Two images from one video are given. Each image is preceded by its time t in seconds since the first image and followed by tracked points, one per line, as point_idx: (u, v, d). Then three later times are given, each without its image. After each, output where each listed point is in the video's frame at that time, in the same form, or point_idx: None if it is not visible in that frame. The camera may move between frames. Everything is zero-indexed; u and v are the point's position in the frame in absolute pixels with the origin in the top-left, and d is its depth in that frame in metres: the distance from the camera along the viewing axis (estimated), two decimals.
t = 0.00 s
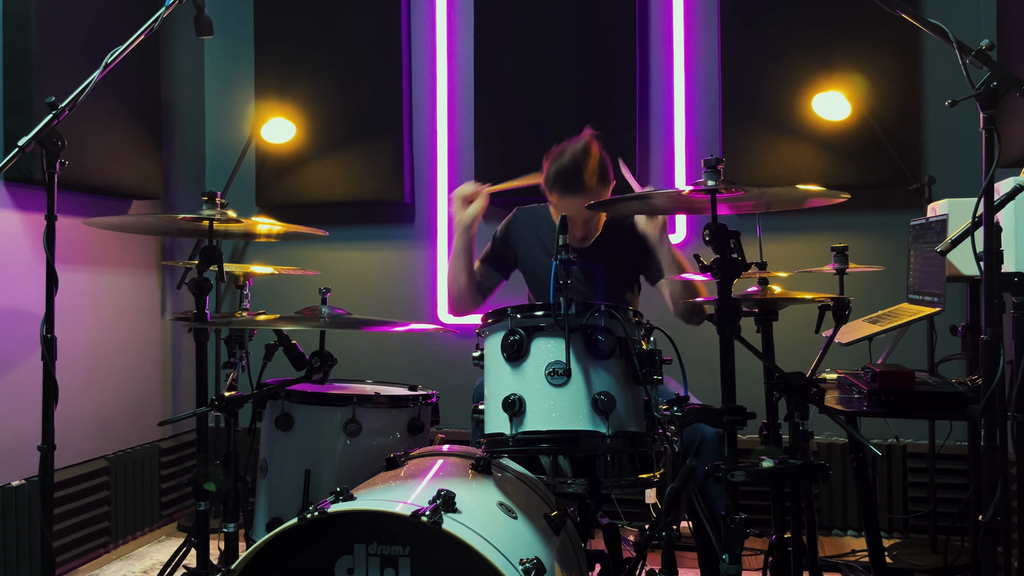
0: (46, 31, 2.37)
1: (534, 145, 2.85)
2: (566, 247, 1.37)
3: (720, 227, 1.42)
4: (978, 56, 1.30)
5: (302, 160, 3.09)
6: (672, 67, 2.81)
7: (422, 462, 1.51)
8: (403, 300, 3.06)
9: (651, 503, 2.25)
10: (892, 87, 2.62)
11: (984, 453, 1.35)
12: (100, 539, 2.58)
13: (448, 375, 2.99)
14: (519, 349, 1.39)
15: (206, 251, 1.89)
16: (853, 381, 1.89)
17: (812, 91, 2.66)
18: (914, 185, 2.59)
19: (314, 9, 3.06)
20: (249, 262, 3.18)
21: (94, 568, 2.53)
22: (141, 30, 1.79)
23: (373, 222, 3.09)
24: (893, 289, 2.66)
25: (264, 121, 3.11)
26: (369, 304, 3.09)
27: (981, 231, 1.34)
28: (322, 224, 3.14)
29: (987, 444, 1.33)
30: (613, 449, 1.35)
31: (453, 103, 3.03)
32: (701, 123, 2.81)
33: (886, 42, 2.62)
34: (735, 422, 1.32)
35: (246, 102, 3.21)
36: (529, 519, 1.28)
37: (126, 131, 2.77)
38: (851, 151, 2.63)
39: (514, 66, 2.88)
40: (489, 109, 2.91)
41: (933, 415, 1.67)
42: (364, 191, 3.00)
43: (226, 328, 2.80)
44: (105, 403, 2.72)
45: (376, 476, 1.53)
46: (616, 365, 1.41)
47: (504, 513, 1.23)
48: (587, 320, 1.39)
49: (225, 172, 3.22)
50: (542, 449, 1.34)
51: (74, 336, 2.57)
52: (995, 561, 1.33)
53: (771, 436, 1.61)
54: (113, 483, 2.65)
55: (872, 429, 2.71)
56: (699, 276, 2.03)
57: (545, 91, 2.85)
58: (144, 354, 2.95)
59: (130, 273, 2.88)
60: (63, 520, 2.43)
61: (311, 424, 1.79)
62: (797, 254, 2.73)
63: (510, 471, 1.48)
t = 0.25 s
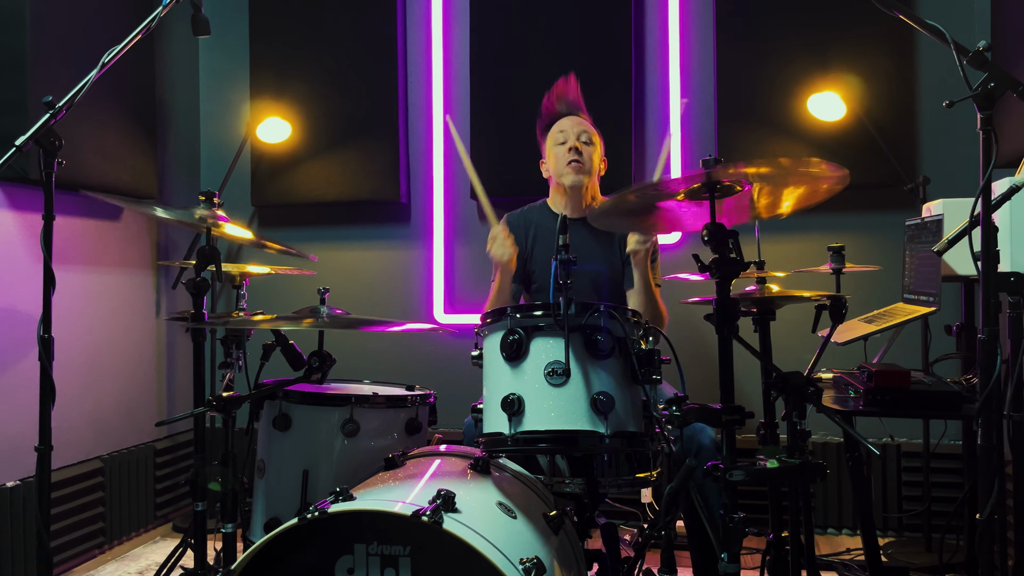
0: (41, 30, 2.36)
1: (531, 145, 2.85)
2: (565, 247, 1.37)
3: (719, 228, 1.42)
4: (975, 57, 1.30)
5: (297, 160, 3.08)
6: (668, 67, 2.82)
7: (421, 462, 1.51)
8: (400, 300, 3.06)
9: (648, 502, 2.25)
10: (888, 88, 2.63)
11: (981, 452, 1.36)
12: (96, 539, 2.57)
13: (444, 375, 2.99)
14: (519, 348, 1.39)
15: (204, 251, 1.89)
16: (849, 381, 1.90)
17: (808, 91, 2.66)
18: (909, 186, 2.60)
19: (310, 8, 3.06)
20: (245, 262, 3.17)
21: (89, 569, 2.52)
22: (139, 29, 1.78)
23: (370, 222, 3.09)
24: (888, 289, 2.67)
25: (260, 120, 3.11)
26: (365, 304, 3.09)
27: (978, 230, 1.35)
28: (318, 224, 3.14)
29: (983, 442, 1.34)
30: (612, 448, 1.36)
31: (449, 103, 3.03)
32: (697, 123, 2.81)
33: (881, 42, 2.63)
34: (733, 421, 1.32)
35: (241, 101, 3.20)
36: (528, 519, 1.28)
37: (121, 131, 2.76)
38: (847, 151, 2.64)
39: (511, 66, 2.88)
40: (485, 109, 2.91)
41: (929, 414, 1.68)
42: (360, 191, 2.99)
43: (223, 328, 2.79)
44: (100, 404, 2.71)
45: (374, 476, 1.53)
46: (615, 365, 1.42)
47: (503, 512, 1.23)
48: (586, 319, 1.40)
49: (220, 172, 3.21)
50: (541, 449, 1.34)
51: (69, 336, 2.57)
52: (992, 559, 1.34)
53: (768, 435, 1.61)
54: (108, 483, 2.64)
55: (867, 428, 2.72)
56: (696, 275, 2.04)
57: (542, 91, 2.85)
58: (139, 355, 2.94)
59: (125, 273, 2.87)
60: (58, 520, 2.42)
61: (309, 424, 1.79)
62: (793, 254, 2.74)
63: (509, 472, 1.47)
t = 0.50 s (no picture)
0: (37, 30, 2.35)
1: (528, 145, 2.86)
2: (564, 247, 1.37)
3: (718, 228, 1.43)
4: (972, 58, 1.31)
5: (292, 160, 3.08)
6: (664, 67, 2.82)
7: (420, 462, 1.51)
8: (396, 300, 3.06)
9: (644, 502, 2.26)
10: (883, 89, 2.64)
11: (977, 451, 1.37)
12: (91, 540, 2.56)
13: (440, 375, 2.99)
14: (518, 349, 1.39)
15: (201, 251, 1.88)
16: (845, 380, 1.90)
17: (804, 91, 2.67)
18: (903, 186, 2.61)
19: (306, 7, 3.05)
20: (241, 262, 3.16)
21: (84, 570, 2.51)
22: (135, 29, 1.78)
23: (366, 222, 3.08)
24: (883, 289, 2.68)
25: (255, 120, 3.10)
26: (362, 304, 3.09)
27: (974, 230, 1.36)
28: (314, 224, 3.13)
29: (980, 441, 1.35)
30: (612, 448, 1.36)
31: (445, 103, 3.03)
32: (692, 123, 2.82)
33: (877, 43, 2.64)
34: (732, 421, 1.33)
35: (237, 100, 3.19)
36: (528, 518, 1.28)
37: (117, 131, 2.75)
38: (843, 152, 2.65)
39: (508, 66, 2.88)
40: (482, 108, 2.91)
41: (925, 413, 1.69)
42: (357, 191, 2.99)
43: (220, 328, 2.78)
44: (95, 405, 2.70)
45: (373, 476, 1.53)
46: (614, 365, 1.42)
47: (502, 512, 1.23)
48: (586, 320, 1.40)
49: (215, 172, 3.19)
50: (541, 448, 1.35)
51: (65, 336, 2.56)
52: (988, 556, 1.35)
53: (765, 435, 1.62)
54: (102, 484, 2.64)
55: (862, 427, 2.73)
56: (693, 276, 2.04)
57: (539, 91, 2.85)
58: (134, 355, 2.93)
59: (121, 273, 2.86)
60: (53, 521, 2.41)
61: (307, 424, 1.79)
62: (789, 254, 2.74)
63: (507, 470, 1.49)
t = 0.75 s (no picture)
0: (33, 29, 2.34)
1: (524, 145, 2.86)
2: (563, 247, 1.37)
3: (716, 228, 1.43)
4: (969, 59, 1.32)
5: (287, 160, 3.07)
6: (660, 67, 2.82)
7: (418, 462, 1.51)
8: (392, 300, 3.05)
9: (640, 501, 2.27)
10: (878, 89, 2.65)
11: (973, 450, 1.38)
12: (86, 541, 2.55)
13: (436, 375, 2.99)
14: (517, 349, 1.39)
15: (198, 251, 1.88)
16: (841, 379, 1.91)
17: (800, 92, 2.68)
18: (897, 186, 2.63)
19: (302, 7, 3.05)
20: (236, 262, 3.16)
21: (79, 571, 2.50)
22: (132, 28, 1.77)
23: (362, 222, 3.08)
24: (877, 288, 2.69)
25: (250, 120, 3.09)
26: (358, 304, 3.08)
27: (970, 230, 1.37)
28: (309, 223, 3.12)
29: (976, 441, 1.36)
30: (610, 447, 1.37)
31: (440, 103, 3.03)
32: (687, 124, 2.83)
33: (872, 44, 2.65)
34: (730, 420, 1.33)
35: (232, 100, 3.18)
36: (527, 518, 1.29)
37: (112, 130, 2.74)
38: (838, 152, 2.66)
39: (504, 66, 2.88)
40: (478, 108, 2.91)
41: (920, 412, 1.70)
42: (352, 190, 2.98)
43: (216, 329, 2.77)
44: (89, 405, 2.69)
45: (371, 476, 1.53)
46: (612, 364, 1.43)
47: (501, 511, 1.24)
48: (585, 320, 1.40)
49: (210, 173, 3.20)
50: (540, 448, 1.35)
51: (59, 336, 2.55)
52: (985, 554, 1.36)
53: (763, 434, 1.62)
54: (97, 485, 2.62)
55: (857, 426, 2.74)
56: (689, 275, 2.05)
57: (535, 91, 2.86)
58: (129, 355, 2.92)
59: (115, 274, 2.85)
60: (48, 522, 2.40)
61: (304, 424, 1.78)
62: (784, 254, 2.75)
63: (505, 470, 1.49)
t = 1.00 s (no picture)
0: (26, 28, 2.33)
1: (520, 145, 2.86)
2: (562, 247, 1.37)
3: (714, 228, 1.44)
4: (965, 61, 1.33)
5: (282, 159, 3.06)
6: (657, 67, 2.83)
7: (416, 461, 1.51)
8: (389, 300, 3.05)
9: (637, 500, 2.27)
10: (873, 90, 2.66)
11: (969, 449, 1.39)
12: (80, 542, 2.54)
13: (432, 374, 2.99)
14: (516, 348, 1.40)
15: (195, 252, 1.87)
16: (836, 378, 1.92)
17: (796, 92, 2.69)
18: (891, 186, 2.64)
19: (297, 7, 3.04)
20: (232, 262, 3.15)
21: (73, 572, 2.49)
22: (128, 27, 1.76)
23: (358, 221, 3.07)
24: (872, 288, 2.70)
25: (245, 120, 3.08)
26: (355, 304, 3.07)
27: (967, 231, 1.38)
28: (305, 223, 3.12)
29: (973, 440, 1.37)
30: (609, 447, 1.37)
31: (436, 102, 3.02)
32: (683, 124, 2.84)
33: (868, 45, 2.66)
34: (729, 420, 1.34)
35: (227, 99, 3.17)
36: (525, 517, 1.29)
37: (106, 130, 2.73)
38: (833, 153, 2.67)
39: (501, 66, 2.88)
40: (474, 108, 2.91)
41: (915, 411, 1.70)
42: (348, 190, 2.98)
43: (211, 329, 2.77)
44: (83, 406, 2.67)
45: (369, 476, 1.53)
46: (611, 364, 1.43)
47: (501, 511, 1.24)
48: (584, 319, 1.40)
49: (203, 174, 3.19)
50: (539, 448, 1.35)
51: (54, 337, 2.54)
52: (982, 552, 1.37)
53: (760, 433, 1.62)
54: (91, 485, 2.61)
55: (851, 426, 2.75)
56: (686, 275, 2.05)
57: (532, 91, 2.86)
58: (124, 355, 2.91)
59: (109, 274, 2.84)
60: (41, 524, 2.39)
61: (301, 424, 1.78)
62: (779, 254, 2.76)
63: (503, 469, 1.50)
